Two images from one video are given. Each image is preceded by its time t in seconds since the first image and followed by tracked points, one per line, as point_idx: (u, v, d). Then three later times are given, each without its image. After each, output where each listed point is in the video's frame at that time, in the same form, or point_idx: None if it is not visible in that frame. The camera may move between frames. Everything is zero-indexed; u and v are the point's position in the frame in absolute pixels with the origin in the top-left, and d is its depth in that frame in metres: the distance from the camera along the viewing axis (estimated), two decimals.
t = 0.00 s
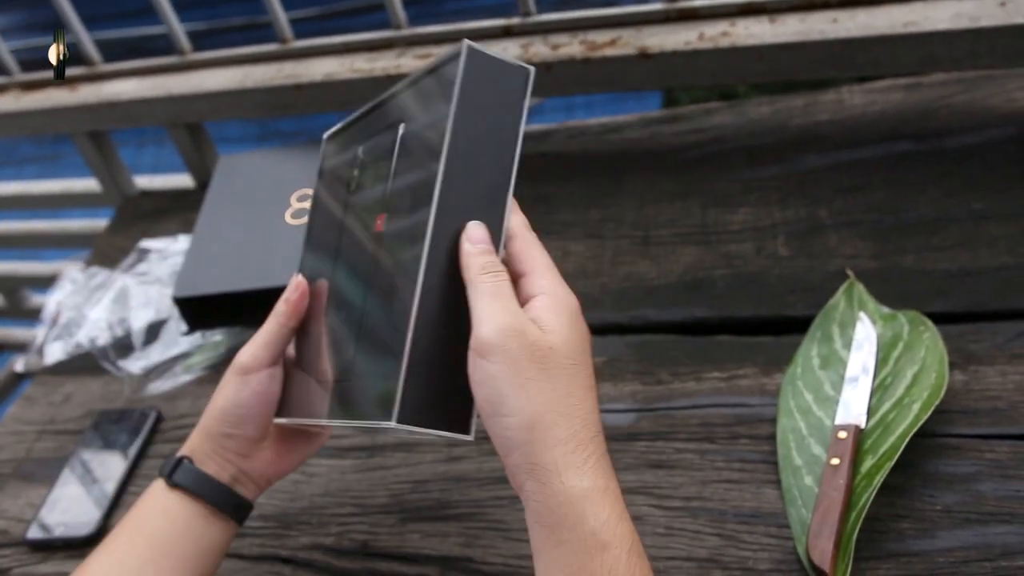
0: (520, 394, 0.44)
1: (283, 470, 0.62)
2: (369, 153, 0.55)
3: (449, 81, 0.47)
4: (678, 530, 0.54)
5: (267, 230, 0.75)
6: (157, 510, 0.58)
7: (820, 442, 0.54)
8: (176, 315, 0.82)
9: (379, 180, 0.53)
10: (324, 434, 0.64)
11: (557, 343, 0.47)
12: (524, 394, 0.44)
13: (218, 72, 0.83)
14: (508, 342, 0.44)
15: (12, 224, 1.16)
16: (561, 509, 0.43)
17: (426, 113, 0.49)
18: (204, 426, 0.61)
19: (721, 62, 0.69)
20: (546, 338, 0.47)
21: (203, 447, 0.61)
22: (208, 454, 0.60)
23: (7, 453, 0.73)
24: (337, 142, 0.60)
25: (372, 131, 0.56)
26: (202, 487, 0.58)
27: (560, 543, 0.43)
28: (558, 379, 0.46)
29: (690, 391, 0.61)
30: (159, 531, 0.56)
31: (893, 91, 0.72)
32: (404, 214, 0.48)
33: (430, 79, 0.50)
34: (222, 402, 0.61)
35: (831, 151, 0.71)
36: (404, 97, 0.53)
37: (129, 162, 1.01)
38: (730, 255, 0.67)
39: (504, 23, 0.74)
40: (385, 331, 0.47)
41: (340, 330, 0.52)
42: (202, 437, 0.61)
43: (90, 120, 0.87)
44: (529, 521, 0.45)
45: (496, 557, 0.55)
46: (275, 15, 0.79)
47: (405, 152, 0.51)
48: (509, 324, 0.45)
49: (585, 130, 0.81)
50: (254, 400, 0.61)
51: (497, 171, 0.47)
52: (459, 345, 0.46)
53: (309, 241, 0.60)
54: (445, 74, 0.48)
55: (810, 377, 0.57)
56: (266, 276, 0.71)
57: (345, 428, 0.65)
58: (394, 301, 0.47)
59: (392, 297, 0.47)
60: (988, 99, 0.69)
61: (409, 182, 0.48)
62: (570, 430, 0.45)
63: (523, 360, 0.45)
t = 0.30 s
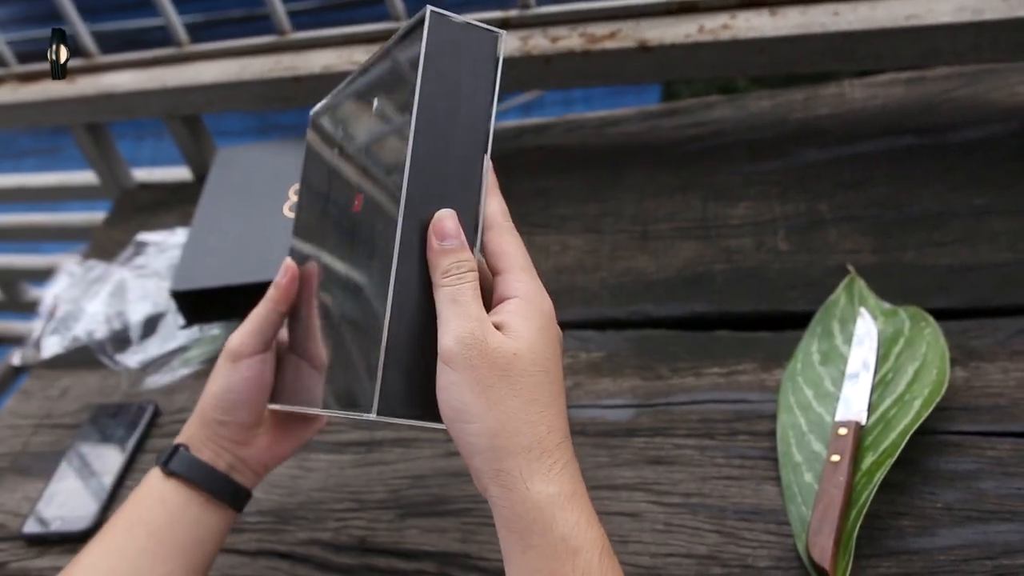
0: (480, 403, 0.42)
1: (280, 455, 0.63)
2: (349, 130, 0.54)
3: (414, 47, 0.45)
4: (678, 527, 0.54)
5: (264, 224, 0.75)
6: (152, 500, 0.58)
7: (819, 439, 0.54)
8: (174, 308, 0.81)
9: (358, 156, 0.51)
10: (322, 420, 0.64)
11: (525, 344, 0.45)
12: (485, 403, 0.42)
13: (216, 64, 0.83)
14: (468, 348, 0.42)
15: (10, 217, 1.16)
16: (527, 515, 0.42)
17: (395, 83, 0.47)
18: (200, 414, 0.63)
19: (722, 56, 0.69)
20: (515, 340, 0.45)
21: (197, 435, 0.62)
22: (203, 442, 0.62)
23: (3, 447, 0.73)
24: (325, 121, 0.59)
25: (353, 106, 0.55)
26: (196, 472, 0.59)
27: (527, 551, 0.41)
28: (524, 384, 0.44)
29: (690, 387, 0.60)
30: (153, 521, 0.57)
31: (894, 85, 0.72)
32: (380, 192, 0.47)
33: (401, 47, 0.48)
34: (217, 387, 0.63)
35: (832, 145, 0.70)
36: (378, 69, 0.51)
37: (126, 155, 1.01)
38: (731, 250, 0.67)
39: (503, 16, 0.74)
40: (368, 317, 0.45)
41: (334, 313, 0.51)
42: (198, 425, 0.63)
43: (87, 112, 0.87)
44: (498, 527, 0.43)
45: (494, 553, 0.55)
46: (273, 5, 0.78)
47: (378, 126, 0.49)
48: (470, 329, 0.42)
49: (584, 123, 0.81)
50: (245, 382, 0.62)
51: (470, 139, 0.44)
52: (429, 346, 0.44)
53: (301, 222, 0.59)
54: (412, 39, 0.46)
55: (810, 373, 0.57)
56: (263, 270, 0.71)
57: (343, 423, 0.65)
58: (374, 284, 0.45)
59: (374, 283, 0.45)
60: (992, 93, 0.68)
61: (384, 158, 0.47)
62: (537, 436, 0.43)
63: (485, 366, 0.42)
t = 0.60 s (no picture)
0: (579, 408, 0.44)
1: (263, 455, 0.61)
2: (366, 127, 0.51)
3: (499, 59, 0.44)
4: (686, 533, 0.54)
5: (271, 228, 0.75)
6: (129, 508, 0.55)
7: (829, 445, 0.53)
8: (181, 311, 0.81)
9: (383, 155, 0.49)
10: (297, 416, 0.63)
11: (603, 345, 0.46)
12: (581, 408, 0.44)
13: (223, 68, 0.83)
14: (564, 355, 0.43)
15: (18, 219, 1.16)
16: (615, 506, 0.44)
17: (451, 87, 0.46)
18: (188, 417, 0.58)
19: (730, 60, 0.69)
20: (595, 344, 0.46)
21: (180, 439, 0.58)
22: (187, 446, 0.58)
23: (10, 450, 0.73)
24: (318, 114, 0.56)
25: (365, 101, 0.52)
26: (185, 487, 0.56)
27: (618, 542, 0.44)
28: (609, 385, 0.45)
29: (698, 393, 0.60)
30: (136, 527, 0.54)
31: (903, 88, 0.71)
32: (434, 196, 0.45)
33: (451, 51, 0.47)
34: (207, 390, 0.57)
35: (841, 149, 0.70)
36: (409, 67, 0.49)
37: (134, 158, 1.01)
38: (739, 255, 0.67)
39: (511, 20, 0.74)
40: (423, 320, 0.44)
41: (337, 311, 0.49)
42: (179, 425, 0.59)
43: (96, 116, 0.87)
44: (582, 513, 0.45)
45: (501, 559, 0.55)
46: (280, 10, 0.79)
47: (419, 128, 0.48)
48: (562, 338, 0.43)
49: (592, 126, 0.80)
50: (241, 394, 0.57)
51: (545, 153, 0.45)
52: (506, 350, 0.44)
53: (291, 216, 0.55)
54: (485, 47, 0.45)
55: (819, 379, 0.56)
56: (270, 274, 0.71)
57: (348, 428, 0.65)
58: (431, 288, 0.44)
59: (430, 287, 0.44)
60: (1001, 96, 0.68)
61: (439, 163, 0.46)
62: (622, 434, 0.45)
63: (578, 371, 0.43)
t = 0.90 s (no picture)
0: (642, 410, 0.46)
1: (267, 475, 0.57)
2: (397, 140, 0.55)
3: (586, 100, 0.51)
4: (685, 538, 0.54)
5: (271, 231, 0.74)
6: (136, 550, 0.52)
7: (828, 449, 0.53)
8: (179, 315, 0.81)
9: (442, 176, 0.55)
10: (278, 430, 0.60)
11: (683, 364, 0.49)
12: (643, 409, 0.46)
13: (221, 71, 0.82)
14: (640, 364, 0.46)
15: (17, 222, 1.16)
16: (655, 497, 0.46)
17: (529, 121, 0.52)
18: (201, 453, 0.52)
19: (729, 62, 0.68)
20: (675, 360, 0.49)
21: (196, 477, 0.53)
22: (204, 483, 0.53)
23: (9, 455, 0.72)
24: (301, 111, 0.54)
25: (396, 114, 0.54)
26: (201, 531, 0.52)
27: (654, 532, 0.45)
28: (676, 394, 0.47)
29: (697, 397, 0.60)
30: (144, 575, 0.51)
31: (903, 90, 0.71)
32: (522, 224, 0.52)
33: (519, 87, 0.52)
34: (226, 421, 0.52)
35: (840, 151, 0.70)
36: (462, 89, 0.53)
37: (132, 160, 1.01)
38: (738, 258, 0.67)
39: (510, 23, 0.73)
40: (525, 337, 0.51)
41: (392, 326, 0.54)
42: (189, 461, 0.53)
43: (94, 120, 0.87)
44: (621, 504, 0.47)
45: (501, 564, 0.55)
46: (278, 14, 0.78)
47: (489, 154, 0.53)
48: (644, 347, 0.47)
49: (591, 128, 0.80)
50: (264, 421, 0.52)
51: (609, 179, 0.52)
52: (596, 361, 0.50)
53: (286, 217, 0.53)
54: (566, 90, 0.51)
55: (818, 383, 0.56)
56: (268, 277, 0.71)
57: (347, 432, 0.65)
58: (531, 310, 0.51)
59: (529, 309, 0.51)
60: (1000, 99, 0.68)
61: (524, 191, 0.52)
62: (675, 438, 0.47)
63: (651, 380, 0.46)
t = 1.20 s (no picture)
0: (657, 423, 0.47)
1: (245, 461, 0.56)
2: (427, 130, 0.53)
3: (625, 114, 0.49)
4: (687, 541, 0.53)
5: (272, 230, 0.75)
6: (112, 537, 0.50)
7: (830, 453, 0.53)
8: (179, 318, 0.82)
9: (472, 172, 0.53)
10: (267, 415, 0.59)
11: (695, 370, 0.49)
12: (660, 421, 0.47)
13: (223, 73, 0.82)
14: (653, 375, 0.46)
15: (18, 225, 1.16)
16: (675, 505, 0.47)
17: (568, 125, 0.50)
18: (184, 434, 0.50)
19: (731, 65, 0.68)
20: (686, 365, 0.48)
21: (174, 457, 0.51)
22: (184, 464, 0.51)
23: (10, 457, 0.72)
24: (329, 90, 0.52)
25: (428, 105, 0.51)
26: (179, 517, 0.50)
27: (672, 539, 0.46)
28: (694, 403, 0.48)
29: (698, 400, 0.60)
30: (122, 563, 0.50)
31: (904, 94, 0.71)
32: (551, 227, 0.50)
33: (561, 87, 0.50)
34: (215, 401, 0.50)
35: (842, 154, 0.70)
36: (500, 85, 0.51)
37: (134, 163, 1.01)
38: (740, 261, 0.67)
39: (511, 26, 0.73)
40: (533, 335, 0.50)
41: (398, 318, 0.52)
42: (169, 440, 0.51)
43: (96, 122, 0.87)
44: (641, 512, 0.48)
45: (502, 567, 0.55)
46: (280, 17, 0.78)
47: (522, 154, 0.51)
48: (659, 359, 0.46)
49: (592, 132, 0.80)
50: (252, 406, 0.51)
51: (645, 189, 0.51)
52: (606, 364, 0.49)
53: (303, 203, 0.52)
54: (609, 100, 0.50)
55: (819, 386, 0.56)
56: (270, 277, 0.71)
57: (348, 435, 0.64)
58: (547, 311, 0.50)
59: (545, 311, 0.50)
60: (1002, 102, 0.68)
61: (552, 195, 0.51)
62: (692, 445, 0.48)
63: (664, 390, 0.46)
